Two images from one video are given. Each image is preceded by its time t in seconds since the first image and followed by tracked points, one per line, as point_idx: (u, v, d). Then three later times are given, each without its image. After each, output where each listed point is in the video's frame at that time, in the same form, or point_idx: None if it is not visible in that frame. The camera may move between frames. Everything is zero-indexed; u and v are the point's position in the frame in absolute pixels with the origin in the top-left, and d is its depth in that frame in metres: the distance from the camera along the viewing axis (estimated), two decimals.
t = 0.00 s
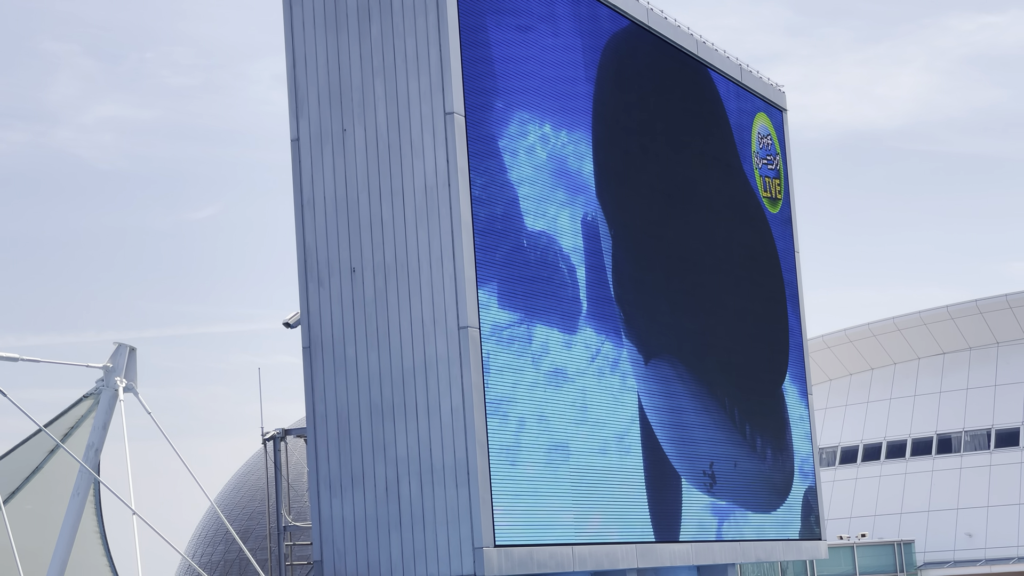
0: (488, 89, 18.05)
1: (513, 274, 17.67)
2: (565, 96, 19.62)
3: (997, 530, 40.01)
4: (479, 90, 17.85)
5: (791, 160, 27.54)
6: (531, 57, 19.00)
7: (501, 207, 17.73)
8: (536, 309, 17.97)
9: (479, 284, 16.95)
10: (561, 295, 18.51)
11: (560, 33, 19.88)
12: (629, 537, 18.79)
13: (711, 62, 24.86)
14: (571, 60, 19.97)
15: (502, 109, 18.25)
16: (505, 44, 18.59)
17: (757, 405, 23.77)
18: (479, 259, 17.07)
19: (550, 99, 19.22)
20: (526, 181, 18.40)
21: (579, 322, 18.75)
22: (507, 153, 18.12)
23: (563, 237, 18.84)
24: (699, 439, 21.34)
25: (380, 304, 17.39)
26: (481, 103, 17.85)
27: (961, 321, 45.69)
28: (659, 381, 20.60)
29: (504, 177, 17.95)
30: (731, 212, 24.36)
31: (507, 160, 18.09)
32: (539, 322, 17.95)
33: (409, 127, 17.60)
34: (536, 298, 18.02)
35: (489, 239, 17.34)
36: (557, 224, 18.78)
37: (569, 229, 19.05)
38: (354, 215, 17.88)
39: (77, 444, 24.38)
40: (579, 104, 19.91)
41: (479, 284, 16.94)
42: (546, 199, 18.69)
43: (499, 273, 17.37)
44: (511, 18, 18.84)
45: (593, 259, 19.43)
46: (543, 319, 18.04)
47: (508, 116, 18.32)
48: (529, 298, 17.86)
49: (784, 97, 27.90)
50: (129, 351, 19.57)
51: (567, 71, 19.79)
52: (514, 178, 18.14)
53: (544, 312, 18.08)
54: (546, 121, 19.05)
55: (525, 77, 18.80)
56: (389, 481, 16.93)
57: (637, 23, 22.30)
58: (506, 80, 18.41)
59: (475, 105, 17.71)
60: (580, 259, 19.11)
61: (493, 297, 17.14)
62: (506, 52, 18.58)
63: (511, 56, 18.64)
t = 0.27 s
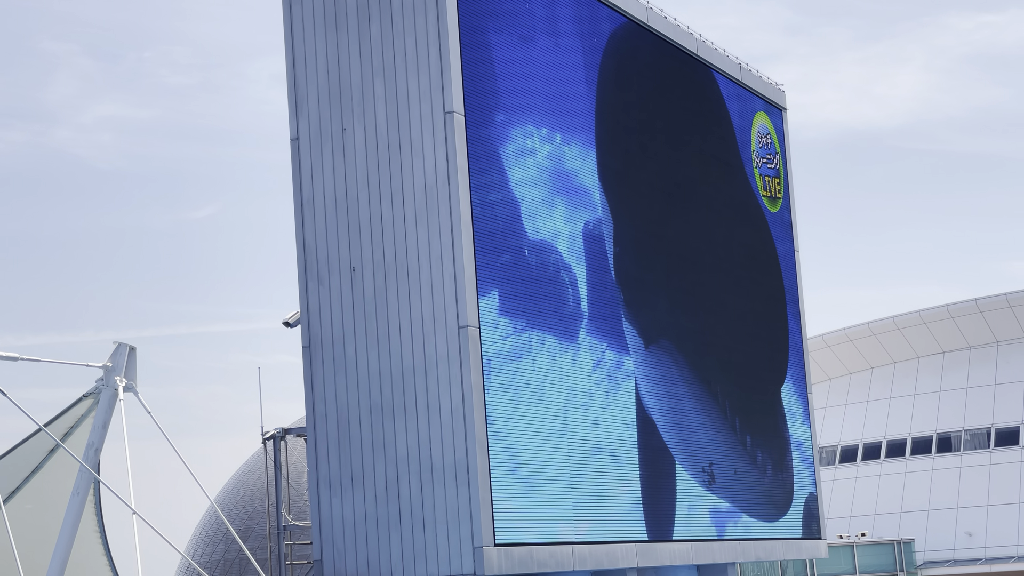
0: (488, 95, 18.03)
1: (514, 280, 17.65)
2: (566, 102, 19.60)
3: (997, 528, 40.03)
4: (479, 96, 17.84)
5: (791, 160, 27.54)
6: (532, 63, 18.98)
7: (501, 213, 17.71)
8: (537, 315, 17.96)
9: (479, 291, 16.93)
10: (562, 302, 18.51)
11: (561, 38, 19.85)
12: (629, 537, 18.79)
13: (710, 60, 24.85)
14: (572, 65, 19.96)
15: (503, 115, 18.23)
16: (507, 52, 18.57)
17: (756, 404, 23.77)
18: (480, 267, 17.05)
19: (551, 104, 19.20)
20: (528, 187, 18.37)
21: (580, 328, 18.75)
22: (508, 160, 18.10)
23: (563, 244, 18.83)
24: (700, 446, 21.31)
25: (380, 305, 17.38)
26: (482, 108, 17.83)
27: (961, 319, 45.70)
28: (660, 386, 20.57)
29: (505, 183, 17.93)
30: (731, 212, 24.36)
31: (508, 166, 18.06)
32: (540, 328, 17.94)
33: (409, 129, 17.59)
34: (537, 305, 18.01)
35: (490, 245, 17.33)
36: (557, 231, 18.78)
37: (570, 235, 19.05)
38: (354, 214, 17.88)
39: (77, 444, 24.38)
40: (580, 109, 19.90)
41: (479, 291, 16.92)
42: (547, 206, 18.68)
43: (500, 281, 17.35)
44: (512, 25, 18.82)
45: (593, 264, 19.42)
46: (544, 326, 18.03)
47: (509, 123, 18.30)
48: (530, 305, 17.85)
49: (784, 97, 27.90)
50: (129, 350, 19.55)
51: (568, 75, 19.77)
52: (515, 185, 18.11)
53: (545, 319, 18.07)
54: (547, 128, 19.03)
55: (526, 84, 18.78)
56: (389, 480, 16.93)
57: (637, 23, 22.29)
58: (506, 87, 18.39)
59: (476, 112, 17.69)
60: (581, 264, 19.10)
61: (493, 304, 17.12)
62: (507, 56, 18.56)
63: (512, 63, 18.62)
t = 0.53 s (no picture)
0: (488, 96, 18.03)
1: (513, 282, 17.66)
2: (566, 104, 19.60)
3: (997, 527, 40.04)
4: (479, 98, 17.84)
5: (791, 160, 27.55)
6: (531, 64, 18.98)
7: (501, 214, 17.72)
8: (536, 316, 17.96)
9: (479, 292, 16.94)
10: (561, 303, 18.52)
11: (560, 38, 19.84)
12: (629, 536, 18.80)
13: (710, 59, 24.84)
14: (572, 66, 19.96)
15: (503, 116, 18.23)
16: (506, 54, 18.58)
17: (756, 402, 23.77)
18: (480, 268, 17.05)
19: (551, 105, 19.20)
20: (527, 188, 18.38)
21: (579, 329, 18.75)
22: (507, 162, 18.11)
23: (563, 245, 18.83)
24: (699, 430, 21.44)
25: (380, 304, 17.39)
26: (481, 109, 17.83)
27: (961, 318, 45.70)
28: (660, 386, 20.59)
29: (505, 185, 17.93)
30: (731, 211, 24.35)
31: (507, 168, 18.07)
32: (540, 328, 17.95)
33: (409, 129, 17.58)
34: (536, 307, 18.01)
35: (489, 247, 17.33)
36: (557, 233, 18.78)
37: (569, 236, 19.04)
38: (354, 213, 17.88)
39: (77, 443, 24.37)
40: (580, 110, 19.90)
41: (479, 292, 16.93)
42: (547, 208, 18.68)
43: (499, 282, 17.36)
44: (511, 27, 18.82)
45: (593, 266, 19.42)
46: (544, 327, 18.03)
47: (509, 124, 18.31)
48: (530, 304, 17.87)
49: (784, 96, 27.89)
50: (129, 349, 19.52)
51: (568, 76, 19.77)
52: (514, 187, 18.12)
53: (544, 320, 18.07)
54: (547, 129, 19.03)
55: (525, 85, 18.78)
56: (389, 479, 16.93)
57: (637, 22, 22.29)
58: (505, 88, 18.39)
59: (476, 114, 17.68)
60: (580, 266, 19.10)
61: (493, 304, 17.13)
62: (506, 57, 18.57)
63: (512, 65, 18.63)
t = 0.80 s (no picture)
0: (486, 97, 18.03)
1: (513, 283, 17.65)
2: (564, 106, 19.59)
3: (997, 527, 40.04)
4: (478, 99, 17.84)
5: (791, 160, 27.54)
6: (530, 69, 18.98)
7: (500, 216, 17.71)
8: (536, 317, 17.95)
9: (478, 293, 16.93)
10: (561, 306, 18.48)
11: (559, 40, 19.83)
12: (628, 535, 18.81)
13: (710, 58, 24.83)
14: (571, 69, 19.95)
15: (501, 119, 18.22)
16: (504, 57, 18.57)
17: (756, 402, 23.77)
18: (479, 269, 17.04)
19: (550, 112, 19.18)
20: (526, 190, 18.37)
21: (579, 332, 18.73)
22: (506, 164, 18.10)
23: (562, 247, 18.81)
24: (690, 389, 21.56)
25: (380, 302, 17.39)
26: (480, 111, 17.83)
27: (961, 318, 45.70)
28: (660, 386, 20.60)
29: (503, 187, 17.91)
30: (731, 211, 24.34)
31: (506, 169, 18.06)
32: (539, 329, 17.93)
33: (409, 129, 17.57)
34: (536, 309, 17.99)
35: (488, 248, 17.31)
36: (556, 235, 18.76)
37: (568, 238, 19.02)
38: (353, 212, 17.87)
39: (77, 443, 24.36)
40: (578, 112, 19.89)
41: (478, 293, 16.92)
42: (546, 209, 18.67)
43: (498, 284, 17.34)
44: (510, 28, 18.82)
45: (593, 268, 19.40)
46: (543, 329, 18.01)
47: (507, 126, 18.30)
48: (529, 307, 17.85)
49: (783, 95, 27.89)
50: (129, 349, 19.50)
51: (567, 81, 19.77)
52: (513, 189, 18.10)
53: (543, 321, 18.05)
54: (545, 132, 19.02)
55: (523, 87, 18.77)
56: (389, 478, 16.93)
57: (637, 22, 22.29)
58: (503, 90, 18.38)
59: (474, 117, 17.67)
60: (580, 269, 19.09)
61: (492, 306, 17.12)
62: (504, 59, 18.56)
63: (510, 67, 18.62)
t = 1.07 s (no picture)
0: (485, 119, 17.92)
1: (512, 306, 17.56)
2: (563, 126, 19.48)
3: (997, 527, 40.04)
4: (478, 103, 17.85)
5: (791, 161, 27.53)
6: (530, 88, 18.89)
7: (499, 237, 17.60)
8: (535, 338, 17.84)
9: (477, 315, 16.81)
10: (559, 326, 18.38)
11: (558, 59, 19.69)
12: (628, 535, 18.82)
13: (710, 58, 24.83)
14: (570, 93, 19.82)
15: (500, 140, 18.11)
16: (503, 79, 18.44)
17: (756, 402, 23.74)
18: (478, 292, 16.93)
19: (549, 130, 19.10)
20: (525, 212, 18.26)
21: (578, 353, 18.61)
22: (505, 185, 17.97)
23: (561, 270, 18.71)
24: (675, 372, 21.21)
25: (380, 302, 17.39)
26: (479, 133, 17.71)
27: (960, 318, 45.71)
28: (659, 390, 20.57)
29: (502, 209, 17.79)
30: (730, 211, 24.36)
31: (505, 191, 17.93)
32: (538, 352, 17.80)
33: (409, 131, 17.57)
34: (534, 330, 17.88)
35: (487, 270, 17.20)
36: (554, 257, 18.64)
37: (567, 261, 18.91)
38: (353, 211, 17.88)
39: (77, 443, 24.36)
40: (576, 132, 19.79)
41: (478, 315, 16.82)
42: (544, 231, 18.55)
43: (497, 306, 17.24)
44: (508, 49, 18.68)
45: (592, 289, 19.31)
46: (542, 351, 17.89)
47: (505, 148, 18.16)
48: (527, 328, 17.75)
49: (783, 95, 27.88)
50: (129, 349, 19.49)
51: (568, 98, 19.71)
52: (512, 211, 17.98)
53: (542, 343, 17.93)
54: (543, 153, 18.89)
55: (521, 108, 18.64)
56: (388, 478, 16.93)
57: (637, 23, 22.31)
58: (502, 111, 18.26)
59: (473, 123, 17.65)
60: (578, 292, 19.01)
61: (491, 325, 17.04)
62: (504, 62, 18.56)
63: (508, 88, 18.49)
